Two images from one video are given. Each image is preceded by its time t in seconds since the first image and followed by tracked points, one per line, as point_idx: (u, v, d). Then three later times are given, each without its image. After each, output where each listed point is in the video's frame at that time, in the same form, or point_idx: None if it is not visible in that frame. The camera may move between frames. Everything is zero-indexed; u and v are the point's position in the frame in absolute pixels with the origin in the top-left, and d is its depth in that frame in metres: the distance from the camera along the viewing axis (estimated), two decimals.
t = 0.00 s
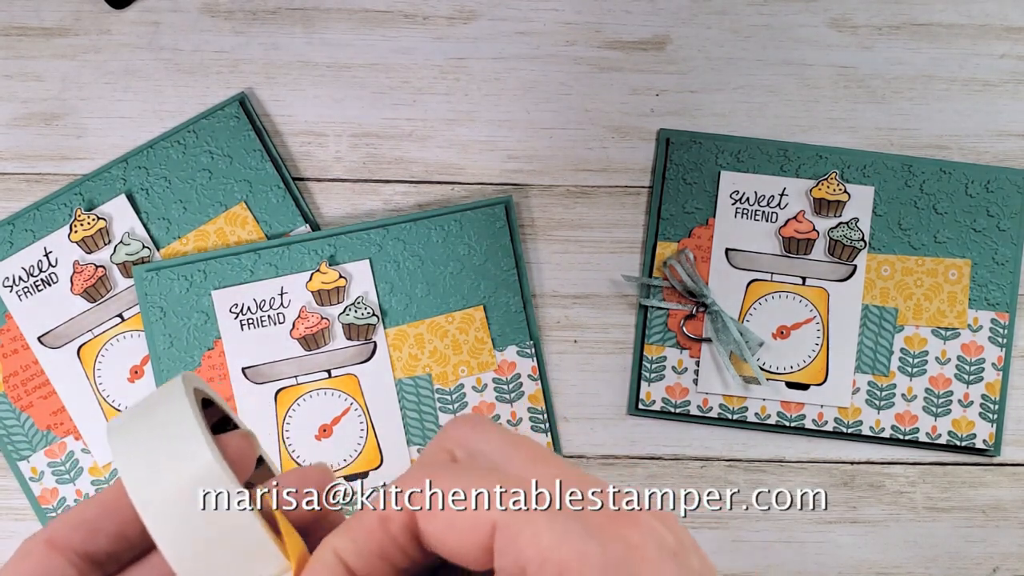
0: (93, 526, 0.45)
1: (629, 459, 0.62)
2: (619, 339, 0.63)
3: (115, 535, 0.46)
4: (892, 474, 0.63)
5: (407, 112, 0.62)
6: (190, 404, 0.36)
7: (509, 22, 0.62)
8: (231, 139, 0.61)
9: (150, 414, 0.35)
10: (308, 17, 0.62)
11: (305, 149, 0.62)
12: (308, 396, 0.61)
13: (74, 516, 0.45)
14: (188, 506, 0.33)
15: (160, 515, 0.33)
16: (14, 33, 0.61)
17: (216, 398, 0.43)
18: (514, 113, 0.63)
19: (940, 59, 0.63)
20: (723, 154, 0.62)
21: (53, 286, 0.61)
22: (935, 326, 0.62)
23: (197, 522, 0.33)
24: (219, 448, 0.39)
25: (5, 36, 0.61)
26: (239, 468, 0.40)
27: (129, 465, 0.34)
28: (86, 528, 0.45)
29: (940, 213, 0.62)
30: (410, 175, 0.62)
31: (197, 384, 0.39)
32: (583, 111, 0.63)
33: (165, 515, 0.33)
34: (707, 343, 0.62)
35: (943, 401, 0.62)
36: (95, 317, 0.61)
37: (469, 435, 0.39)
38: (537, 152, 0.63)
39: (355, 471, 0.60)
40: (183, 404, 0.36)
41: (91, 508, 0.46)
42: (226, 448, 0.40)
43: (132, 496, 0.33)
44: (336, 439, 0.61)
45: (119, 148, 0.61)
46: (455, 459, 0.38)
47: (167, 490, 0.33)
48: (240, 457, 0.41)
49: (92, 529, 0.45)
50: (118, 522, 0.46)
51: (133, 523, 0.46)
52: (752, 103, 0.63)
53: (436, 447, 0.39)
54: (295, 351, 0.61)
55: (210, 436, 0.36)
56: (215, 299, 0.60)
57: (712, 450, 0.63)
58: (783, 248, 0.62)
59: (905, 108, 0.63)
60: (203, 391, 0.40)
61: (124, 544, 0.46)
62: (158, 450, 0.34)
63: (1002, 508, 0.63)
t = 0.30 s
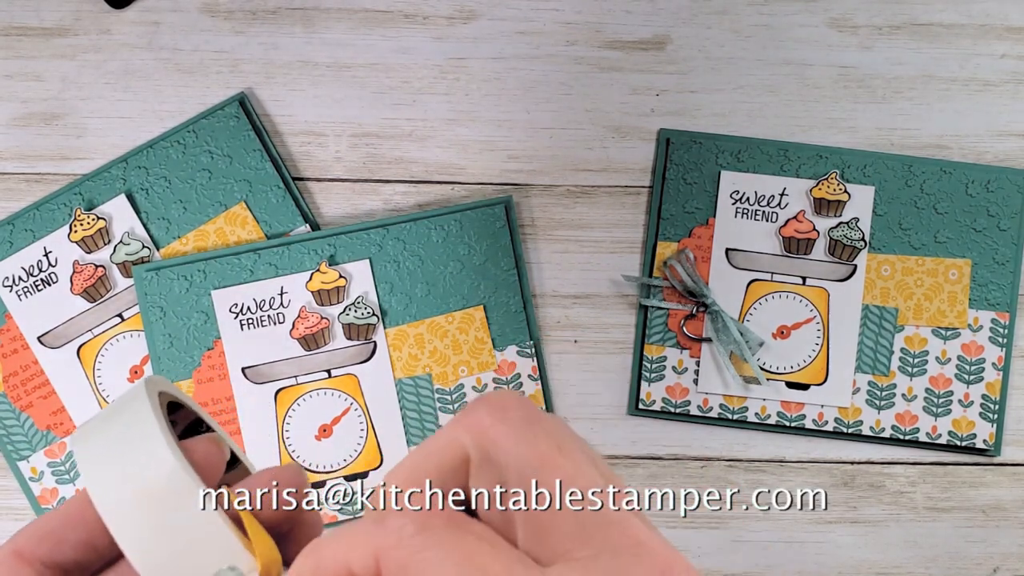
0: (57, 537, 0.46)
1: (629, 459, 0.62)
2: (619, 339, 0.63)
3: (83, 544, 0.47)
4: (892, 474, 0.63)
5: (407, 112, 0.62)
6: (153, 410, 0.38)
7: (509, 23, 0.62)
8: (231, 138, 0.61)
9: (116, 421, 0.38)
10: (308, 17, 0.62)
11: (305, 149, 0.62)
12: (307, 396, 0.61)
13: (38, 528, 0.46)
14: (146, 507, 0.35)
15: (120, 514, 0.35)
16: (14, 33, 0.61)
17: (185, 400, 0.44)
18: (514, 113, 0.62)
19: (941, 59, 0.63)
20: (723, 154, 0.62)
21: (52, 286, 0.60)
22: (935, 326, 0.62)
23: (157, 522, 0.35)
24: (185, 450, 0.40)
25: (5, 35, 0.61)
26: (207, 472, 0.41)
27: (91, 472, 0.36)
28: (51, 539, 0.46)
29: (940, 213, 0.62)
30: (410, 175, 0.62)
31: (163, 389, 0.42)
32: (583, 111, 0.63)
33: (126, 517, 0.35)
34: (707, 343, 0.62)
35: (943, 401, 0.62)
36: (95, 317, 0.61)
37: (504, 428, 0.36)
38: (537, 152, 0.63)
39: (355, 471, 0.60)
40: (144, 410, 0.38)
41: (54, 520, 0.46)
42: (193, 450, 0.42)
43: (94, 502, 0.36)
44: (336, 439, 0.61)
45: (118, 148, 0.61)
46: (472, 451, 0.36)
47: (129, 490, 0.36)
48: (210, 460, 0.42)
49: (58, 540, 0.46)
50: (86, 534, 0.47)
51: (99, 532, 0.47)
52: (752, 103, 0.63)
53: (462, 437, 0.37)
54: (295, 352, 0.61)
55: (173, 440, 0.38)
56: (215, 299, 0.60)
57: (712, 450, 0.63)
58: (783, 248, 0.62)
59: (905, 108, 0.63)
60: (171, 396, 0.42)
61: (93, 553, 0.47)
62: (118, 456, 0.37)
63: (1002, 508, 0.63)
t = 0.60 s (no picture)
0: (72, 551, 0.46)
1: (629, 459, 0.63)
2: (619, 339, 0.63)
3: (95, 559, 0.46)
4: (892, 474, 0.63)
5: (407, 112, 0.62)
6: (163, 423, 0.37)
7: (509, 22, 0.62)
8: (231, 138, 0.61)
9: (125, 434, 0.37)
10: (308, 17, 0.62)
11: (305, 149, 0.62)
12: (307, 396, 0.61)
13: (51, 542, 0.46)
14: (159, 522, 0.35)
15: (134, 531, 0.35)
16: (14, 33, 0.61)
17: (189, 410, 0.43)
18: (515, 113, 0.62)
19: (941, 59, 0.63)
20: (723, 154, 0.62)
21: (52, 286, 0.60)
22: (935, 326, 0.62)
23: (170, 537, 0.35)
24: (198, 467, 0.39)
25: (5, 36, 0.61)
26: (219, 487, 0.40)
27: (102, 486, 0.35)
28: (64, 554, 0.46)
29: (940, 213, 0.62)
30: (410, 175, 0.62)
31: (172, 401, 0.40)
32: (583, 111, 0.63)
33: (139, 532, 0.35)
34: (707, 343, 0.62)
35: (943, 401, 0.62)
36: (95, 317, 0.61)
37: (514, 447, 0.37)
38: (537, 152, 0.63)
39: (355, 471, 0.61)
40: (154, 424, 0.37)
41: (67, 533, 0.46)
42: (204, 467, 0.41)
43: (105, 516, 0.35)
44: (336, 439, 0.61)
45: (118, 148, 0.61)
46: (482, 468, 0.37)
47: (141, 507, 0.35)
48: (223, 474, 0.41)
49: (72, 554, 0.46)
50: (98, 549, 0.46)
51: (111, 547, 0.47)
52: (752, 103, 0.63)
53: (472, 456, 0.37)
54: (295, 351, 0.61)
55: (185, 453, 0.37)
56: (215, 299, 0.60)
57: (712, 450, 0.63)
58: (783, 248, 0.62)
59: (905, 108, 0.63)
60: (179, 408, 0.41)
61: (105, 568, 0.47)
62: (128, 469, 0.36)
63: (1002, 508, 0.63)
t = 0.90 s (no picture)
0: None
1: (629, 459, 0.63)
2: (619, 339, 0.63)
3: None
4: (892, 474, 0.63)
5: (407, 112, 0.62)
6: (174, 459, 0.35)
7: (510, 23, 0.62)
8: (231, 138, 0.61)
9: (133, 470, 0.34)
10: (308, 17, 0.62)
11: (305, 149, 0.62)
12: (307, 396, 0.61)
13: None
14: (169, 560, 0.31)
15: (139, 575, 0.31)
16: (14, 33, 0.61)
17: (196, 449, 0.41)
18: (515, 113, 0.62)
19: (940, 59, 0.63)
20: (723, 154, 0.62)
21: (52, 286, 0.60)
22: (935, 326, 0.62)
23: None
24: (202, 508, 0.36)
25: (5, 36, 0.61)
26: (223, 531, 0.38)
27: (109, 525, 0.32)
28: None
29: (940, 213, 0.62)
30: (410, 175, 0.62)
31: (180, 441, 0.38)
32: (583, 111, 0.63)
33: None
34: (707, 343, 0.62)
35: (943, 401, 0.62)
36: (95, 317, 0.61)
37: (475, 481, 0.39)
38: (537, 153, 0.63)
39: (355, 471, 0.61)
40: (159, 462, 0.35)
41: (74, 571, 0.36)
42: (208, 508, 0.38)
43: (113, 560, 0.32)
44: (336, 439, 0.61)
45: (118, 148, 0.61)
46: (445, 506, 0.39)
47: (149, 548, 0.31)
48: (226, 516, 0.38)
49: None
50: None
51: None
52: (752, 103, 0.63)
53: (435, 494, 0.39)
54: (294, 351, 0.61)
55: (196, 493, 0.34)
56: (215, 299, 0.60)
57: (712, 450, 0.63)
58: (783, 248, 0.62)
59: (905, 108, 0.63)
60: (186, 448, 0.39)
61: None
62: (138, 507, 0.33)
63: (1002, 508, 0.63)
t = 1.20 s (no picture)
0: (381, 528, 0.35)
1: (629, 459, 0.63)
2: (619, 339, 0.63)
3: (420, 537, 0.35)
4: (892, 474, 0.63)
5: (407, 112, 0.62)
6: None
7: (510, 22, 0.62)
8: (231, 139, 0.61)
9: None
10: (308, 17, 0.61)
11: (305, 149, 0.62)
12: (307, 396, 0.61)
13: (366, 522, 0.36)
14: None
15: None
16: (13, 33, 0.61)
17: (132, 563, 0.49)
18: (514, 113, 0.62)
19: (941, 59, 0.63)
20: (723, 154, 0.62)
21: (52, 285, 0.60)
22: (935, 326, 0.62)
23: None
24: None
25: (5, 35, 0.61)
26: None
27: None
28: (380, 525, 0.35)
29: (940, 213, 0.62)
30: (410, 175, 0.62)
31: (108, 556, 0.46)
32: (583, 110, 0.62)
33: None
34: (707, 343, 0.62)
35: (943, 401, 0.62)
36: (95, 317, 0.61)
37: (491, 412, 0.40)
38: (537, 152, 0.62)
39: (354, 472, 0.61)
40: None
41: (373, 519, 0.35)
42: None
43: None
44: (336, 440, 0.61)
45: (118, 148, 0.61)
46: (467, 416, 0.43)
47: None
48: None
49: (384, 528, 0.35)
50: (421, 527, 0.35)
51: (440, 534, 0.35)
52: (752, 102, 0.63)
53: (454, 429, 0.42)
54: (294, 352, 0.61)
55: None
56: (215, 299, 0.60)
57: (712, 450, 0.63)
58: (784, 248, 0.62)
59: (905, 108, 0.63)
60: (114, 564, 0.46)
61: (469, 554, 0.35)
62: None
63: (1003, 508, 0.63)
